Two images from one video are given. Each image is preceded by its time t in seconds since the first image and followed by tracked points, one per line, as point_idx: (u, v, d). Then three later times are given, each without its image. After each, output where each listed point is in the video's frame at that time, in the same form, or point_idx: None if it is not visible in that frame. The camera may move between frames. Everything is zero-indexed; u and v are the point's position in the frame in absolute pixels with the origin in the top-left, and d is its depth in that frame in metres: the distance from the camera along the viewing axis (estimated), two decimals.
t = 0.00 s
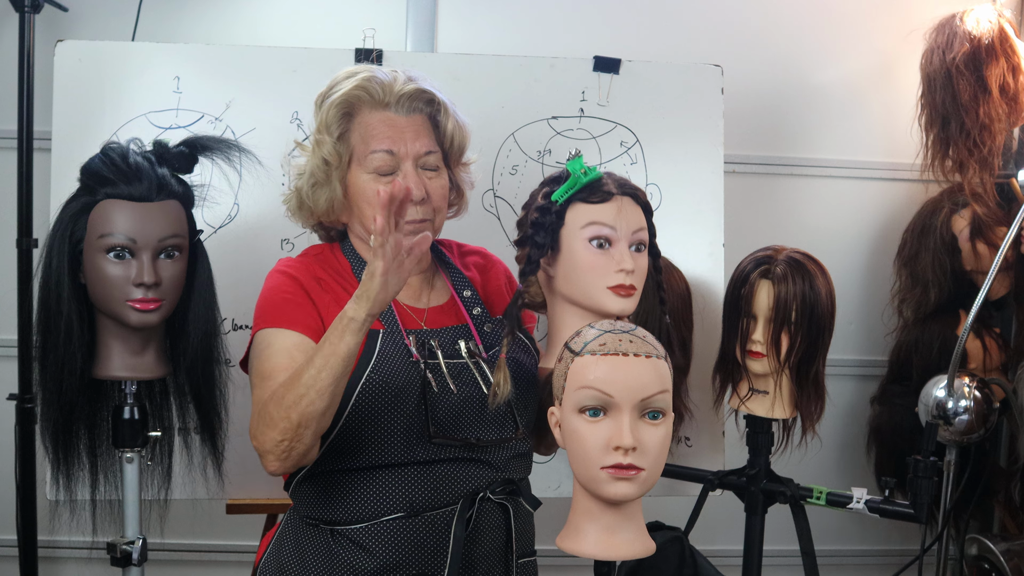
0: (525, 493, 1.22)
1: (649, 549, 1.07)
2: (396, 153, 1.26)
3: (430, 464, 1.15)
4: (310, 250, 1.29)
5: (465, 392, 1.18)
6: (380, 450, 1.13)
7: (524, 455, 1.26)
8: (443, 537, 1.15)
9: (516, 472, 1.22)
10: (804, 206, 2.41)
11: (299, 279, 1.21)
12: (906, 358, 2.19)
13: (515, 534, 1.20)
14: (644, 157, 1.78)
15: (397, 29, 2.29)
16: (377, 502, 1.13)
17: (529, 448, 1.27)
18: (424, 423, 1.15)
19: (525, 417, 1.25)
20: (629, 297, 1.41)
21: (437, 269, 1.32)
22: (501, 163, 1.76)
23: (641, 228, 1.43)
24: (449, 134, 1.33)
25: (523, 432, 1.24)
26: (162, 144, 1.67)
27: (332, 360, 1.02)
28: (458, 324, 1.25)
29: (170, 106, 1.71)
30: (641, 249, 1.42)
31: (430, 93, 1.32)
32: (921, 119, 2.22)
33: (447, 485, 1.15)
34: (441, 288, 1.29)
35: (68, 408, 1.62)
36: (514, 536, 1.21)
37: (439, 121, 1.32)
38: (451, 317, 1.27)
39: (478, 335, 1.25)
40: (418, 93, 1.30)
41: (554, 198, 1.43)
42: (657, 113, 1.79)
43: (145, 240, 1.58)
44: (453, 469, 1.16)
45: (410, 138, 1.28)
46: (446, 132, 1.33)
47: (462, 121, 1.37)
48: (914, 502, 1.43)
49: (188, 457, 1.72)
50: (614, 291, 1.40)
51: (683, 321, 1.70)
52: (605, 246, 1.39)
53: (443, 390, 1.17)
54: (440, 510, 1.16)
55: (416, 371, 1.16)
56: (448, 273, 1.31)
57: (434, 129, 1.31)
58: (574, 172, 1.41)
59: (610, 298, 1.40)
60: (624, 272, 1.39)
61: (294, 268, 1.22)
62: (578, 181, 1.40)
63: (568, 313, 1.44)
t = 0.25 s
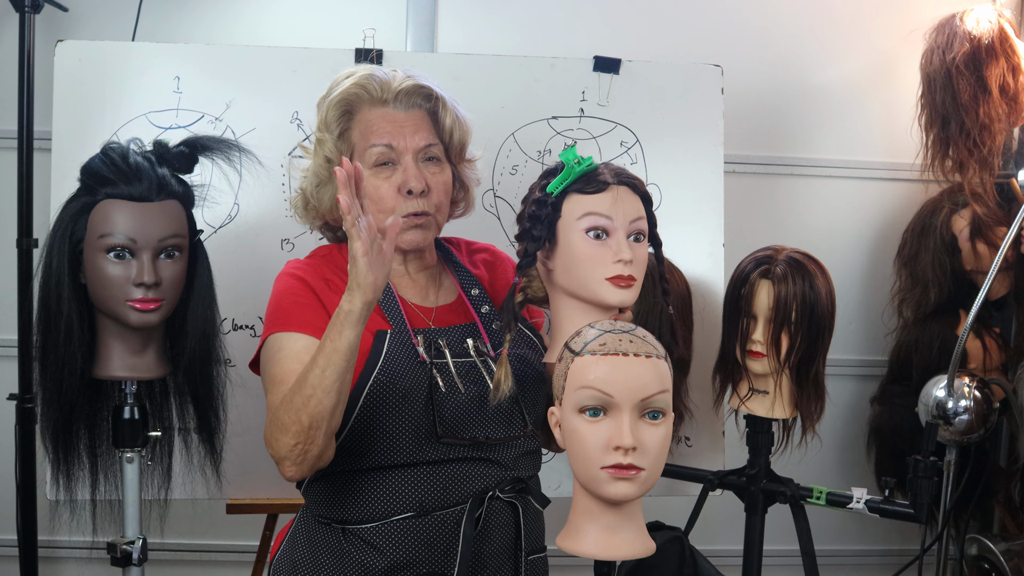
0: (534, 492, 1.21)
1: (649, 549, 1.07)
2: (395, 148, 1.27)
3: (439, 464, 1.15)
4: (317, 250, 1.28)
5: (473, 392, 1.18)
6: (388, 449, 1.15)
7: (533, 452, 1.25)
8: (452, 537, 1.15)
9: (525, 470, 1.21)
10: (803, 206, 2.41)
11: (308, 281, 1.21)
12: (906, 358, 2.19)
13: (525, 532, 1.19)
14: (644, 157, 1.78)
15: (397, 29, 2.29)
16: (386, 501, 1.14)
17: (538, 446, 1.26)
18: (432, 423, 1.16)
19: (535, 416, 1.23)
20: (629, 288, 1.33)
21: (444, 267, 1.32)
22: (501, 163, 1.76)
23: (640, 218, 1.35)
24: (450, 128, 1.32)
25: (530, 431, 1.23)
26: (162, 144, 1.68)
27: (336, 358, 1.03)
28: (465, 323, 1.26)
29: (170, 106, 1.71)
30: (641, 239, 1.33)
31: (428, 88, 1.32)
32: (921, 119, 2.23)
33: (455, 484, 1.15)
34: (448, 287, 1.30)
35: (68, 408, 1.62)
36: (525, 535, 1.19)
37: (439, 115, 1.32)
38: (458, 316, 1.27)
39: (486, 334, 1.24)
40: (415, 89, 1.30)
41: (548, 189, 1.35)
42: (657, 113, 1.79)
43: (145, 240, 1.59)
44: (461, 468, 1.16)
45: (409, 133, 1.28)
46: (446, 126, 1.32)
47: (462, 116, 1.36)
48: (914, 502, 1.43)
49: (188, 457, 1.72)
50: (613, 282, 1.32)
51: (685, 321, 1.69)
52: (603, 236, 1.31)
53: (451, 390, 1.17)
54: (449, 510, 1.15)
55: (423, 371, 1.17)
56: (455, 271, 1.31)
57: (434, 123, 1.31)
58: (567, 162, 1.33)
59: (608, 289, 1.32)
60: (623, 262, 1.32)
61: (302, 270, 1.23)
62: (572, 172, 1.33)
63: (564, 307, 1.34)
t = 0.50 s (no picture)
0: (543, 492, 1.21)
1: (649, 549, 1.07)
2: (397, 149, 1.27)
3: (446, 466, 1.16)
4: (327, 253, 1.29)
5: (481, 394, 1.18)
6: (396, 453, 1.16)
7: (544, 450, 1.24)
8: (460, 536, 1.16)
9: (534, 470, 1.21)
10: (803, 206, 2.41)
11: (314, 291, 1.21)
12: (905, 358, 2.19)
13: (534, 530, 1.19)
14: (644, 157, 1.78)
15: (397, 30, 2.29)
16: (395, 501, 1.16)
17: (549, 445, 1.25)
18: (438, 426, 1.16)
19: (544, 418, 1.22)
20: (635, 300, 1.22)
21: (454, 267, 1.34)
22: (501, 163, 1.77)
23: (649, 227, 1.23)
24: (452, 126, 1.31)
25: (540, 431, 1.22)
26: (162, 144, 1.68)
27: (329, 433, 1.03)
28: (475, 323, 1.26)
29: (170, 106, 1.71)
30: (648, 249, 1.22)
31: (430, 88, 1.32)
32: (921, 119, 2.23)
33: (463, 485, 1.16)
34: (459, 287, 1.31)
35: (68, 407, 1.63)
36: (533, 532, 1.20)
37: (441, 114, 1.31)
38: (469, 316, 1.27)
39: (496, 334, 1.25)
40: (417, 89, 1.30)
41: (553, 202, 1.23)
42: (657, 113, 1.79)
43: (145, 240, 1.59)
44: (468, 469, 1.17)
45: (411, 133, 1.28)
46: (448, 126, 1.31)
47: (467, 115, 1.34)
48: (914, 502, 1.43)
49: (188, 457, 1.73)
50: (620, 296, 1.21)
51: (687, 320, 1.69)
52: (609, 248, 1.20)
53: (458, 393, 1.17)
54: (457, 509, 1.17)
55: (430, 375, 1.17)
56: (466, 272, 1.32)
57: (436, 123, 1.30)
58: (570, 173, 1.21)
59: (615, 303, 1.20)
60: (629, 275, 1.20)
61: (308, 279, 1.23)
62: (576, 184, 1.20)
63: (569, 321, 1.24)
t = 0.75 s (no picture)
0: (545, 494, 1.21)
1: (649, 549, 1.07)
2: (404, 161, 1.26)
3: (447, 469, 1.17)
4: (333, 259, 1.30)
5: (482, 399, 1.17)
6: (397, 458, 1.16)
7: (549, 452, 1.24)
8: (462, 538, 1.16)
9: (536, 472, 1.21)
10: (803, 207, 2.41)
11: (318, 297, 1.22)
12: (905, 358, 2.19)
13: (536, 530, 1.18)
14: (644, 157, 1.78)
15: (397, 30, 2.29)
16: (399, 503, 1.17)
17: (554, 446, 1.25)
18: (438, 430, 1.16)
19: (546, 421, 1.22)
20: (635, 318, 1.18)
21: (461, 269, 1.33)
22: (501, 163, 1.77)
23: (652, 243, 1.19)
24: (457, 134, 1.30)
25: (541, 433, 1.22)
26: (162, 144, 1.68)
27: (330, 454, 1.04)
28: (480, 327, 1.26)
29: (170, 106, 1.71)
30: (650, 265, 1.18)
31: (434, 96, 1.30)
32: (920, 119, 2.23)
33: (464, 487, 1.17)
34: (465, 289, 1.31)
35: (68, 407, 1.63)
36: (535, 532, 1.19)
37: (446, 123, 1.30)
38: (473, 320, 1.28)
39: (500, 338, 1.25)
40: (422, 97, 1.29)
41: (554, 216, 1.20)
42: (657, 113, 1.79)
43: (145, 241, 1.59)
44: (469, 472, 1.17)
45: (417, 143, 1.27)
46: (453, 133, 1.30)
47: (472, 121, 1.33)
48: (914, 502, 1.43)
49: (188, 457, 1.73)
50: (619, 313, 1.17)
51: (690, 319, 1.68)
52: (609, 264, 1.17)
53: (459, 398, 1.17)
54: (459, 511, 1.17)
55: (432, 380, 1.17)
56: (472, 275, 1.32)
57: (442, 131, 1.29)
58: (572, 189, 1.18)
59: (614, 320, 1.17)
60: (629, 292, 1.17)
61: (313, 285, 1.23)
62: (577, 200, 1.17)
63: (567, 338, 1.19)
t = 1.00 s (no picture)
0: (537, 487, 1.21)
1: (649, 550, 1.06)
2: (409, 155, 1.28)
3: (440, 462, 1.17)
4: (326, 254, 1.29)
5: (476, 393, 1.18)
6: (391, 451, 1.15)
7: (540, 447, 1.25)
8: (455, 532, 1.17)
9: (529, 466, 1.21)
10: (803, 207, 2.41)
11: (311, 290, 1.22)
12: (905, 359, 2.19)
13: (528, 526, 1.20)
14: (644, 157, 1.78)
15: (397, 29, 2.29)
16: (391, 498, 1.16)
17: (546, 442, 1.26)
18: (431, 423, 1.16)
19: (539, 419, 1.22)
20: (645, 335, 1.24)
21: (454, 265, 1.33)
22: (501, 163, 1.77)
23: (658, 258, 1.25)
24: (455, 128, 1.33)
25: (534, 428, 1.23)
26: (163, 144, 1.66)
27: (338, 425, 1.02)
28: (470, 322, 1.26)
29: (170, 106, 1.71)
30: (658, 281, 1.24)
31: (430, 90, 1.32)
32: (921, 119, 2.23)
33: (457, 481, 1.17)
34: (456, 284, 1.31)
35: (68, 407, 1.62)
36: (528, 528, 1.21)
37: (441, 116, 1.32)
38: (464, 315, 1.28)
39: (490, 332, 1.24)
40: (419, 91, 1.31)
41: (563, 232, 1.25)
42: (657, 113, 1.79)
43: (145, 240, 1.58)
44: (462, 465, 1.17)
45: (419, 137, 1.29)
46: (451, 126, 1.33)
47: (463, 115, 1.37)
48: (914, 502, 1.43)
49: (187, 457, 1.73)
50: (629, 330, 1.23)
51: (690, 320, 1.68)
52: (617, 282, 1.22)
53: (452, 391, 1.17)
54: (451, 505, 1.17)
55: (424, 373, 1.17)
56: (464, 270, 1.32)
57: (440, 125, 1.31)
58: (581, 207, 1.22)
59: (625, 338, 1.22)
60: (638, 310, 1.22)
61: (305, 278, 1.23)
62: (586, 218, 1.22)
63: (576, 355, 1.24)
